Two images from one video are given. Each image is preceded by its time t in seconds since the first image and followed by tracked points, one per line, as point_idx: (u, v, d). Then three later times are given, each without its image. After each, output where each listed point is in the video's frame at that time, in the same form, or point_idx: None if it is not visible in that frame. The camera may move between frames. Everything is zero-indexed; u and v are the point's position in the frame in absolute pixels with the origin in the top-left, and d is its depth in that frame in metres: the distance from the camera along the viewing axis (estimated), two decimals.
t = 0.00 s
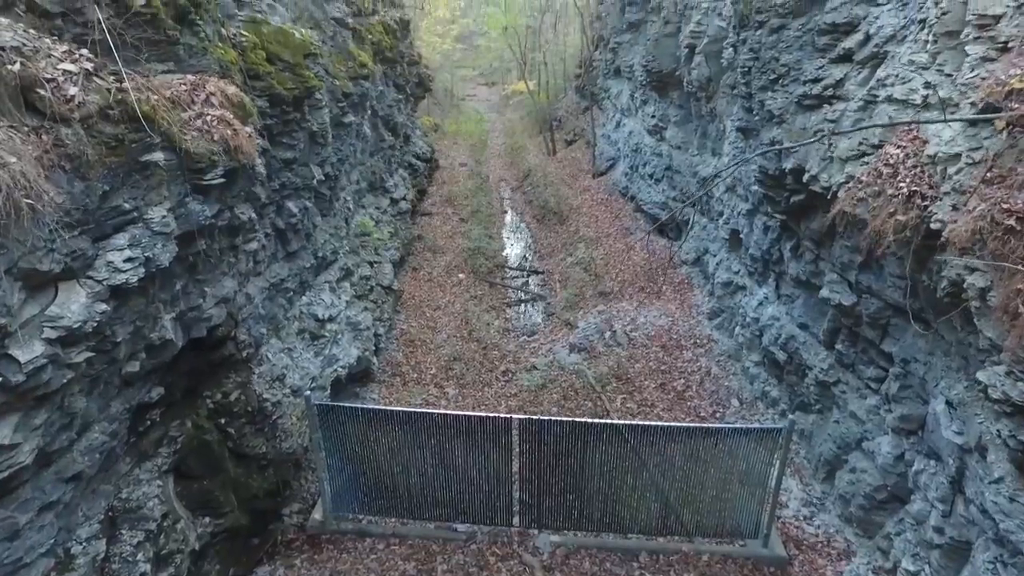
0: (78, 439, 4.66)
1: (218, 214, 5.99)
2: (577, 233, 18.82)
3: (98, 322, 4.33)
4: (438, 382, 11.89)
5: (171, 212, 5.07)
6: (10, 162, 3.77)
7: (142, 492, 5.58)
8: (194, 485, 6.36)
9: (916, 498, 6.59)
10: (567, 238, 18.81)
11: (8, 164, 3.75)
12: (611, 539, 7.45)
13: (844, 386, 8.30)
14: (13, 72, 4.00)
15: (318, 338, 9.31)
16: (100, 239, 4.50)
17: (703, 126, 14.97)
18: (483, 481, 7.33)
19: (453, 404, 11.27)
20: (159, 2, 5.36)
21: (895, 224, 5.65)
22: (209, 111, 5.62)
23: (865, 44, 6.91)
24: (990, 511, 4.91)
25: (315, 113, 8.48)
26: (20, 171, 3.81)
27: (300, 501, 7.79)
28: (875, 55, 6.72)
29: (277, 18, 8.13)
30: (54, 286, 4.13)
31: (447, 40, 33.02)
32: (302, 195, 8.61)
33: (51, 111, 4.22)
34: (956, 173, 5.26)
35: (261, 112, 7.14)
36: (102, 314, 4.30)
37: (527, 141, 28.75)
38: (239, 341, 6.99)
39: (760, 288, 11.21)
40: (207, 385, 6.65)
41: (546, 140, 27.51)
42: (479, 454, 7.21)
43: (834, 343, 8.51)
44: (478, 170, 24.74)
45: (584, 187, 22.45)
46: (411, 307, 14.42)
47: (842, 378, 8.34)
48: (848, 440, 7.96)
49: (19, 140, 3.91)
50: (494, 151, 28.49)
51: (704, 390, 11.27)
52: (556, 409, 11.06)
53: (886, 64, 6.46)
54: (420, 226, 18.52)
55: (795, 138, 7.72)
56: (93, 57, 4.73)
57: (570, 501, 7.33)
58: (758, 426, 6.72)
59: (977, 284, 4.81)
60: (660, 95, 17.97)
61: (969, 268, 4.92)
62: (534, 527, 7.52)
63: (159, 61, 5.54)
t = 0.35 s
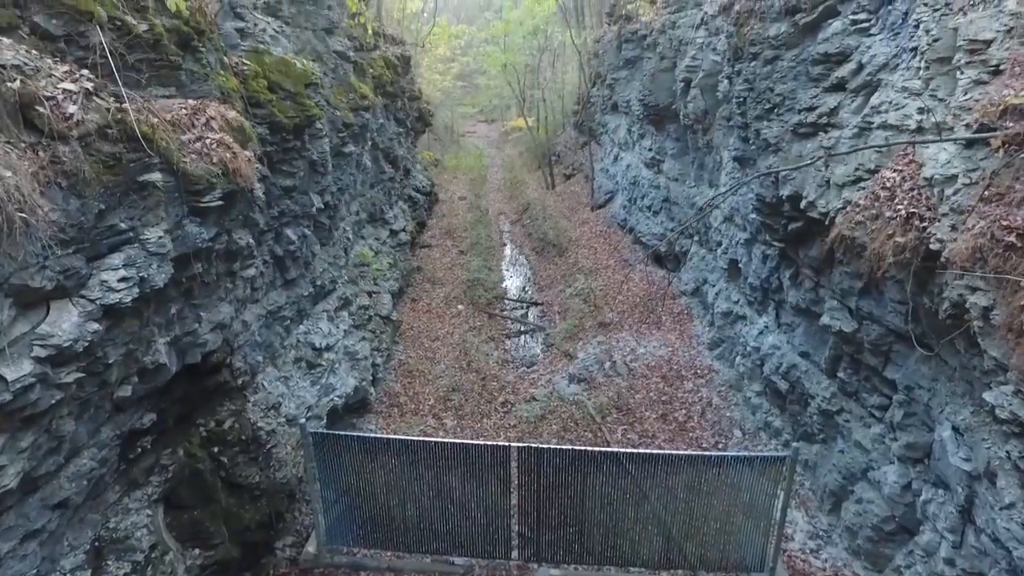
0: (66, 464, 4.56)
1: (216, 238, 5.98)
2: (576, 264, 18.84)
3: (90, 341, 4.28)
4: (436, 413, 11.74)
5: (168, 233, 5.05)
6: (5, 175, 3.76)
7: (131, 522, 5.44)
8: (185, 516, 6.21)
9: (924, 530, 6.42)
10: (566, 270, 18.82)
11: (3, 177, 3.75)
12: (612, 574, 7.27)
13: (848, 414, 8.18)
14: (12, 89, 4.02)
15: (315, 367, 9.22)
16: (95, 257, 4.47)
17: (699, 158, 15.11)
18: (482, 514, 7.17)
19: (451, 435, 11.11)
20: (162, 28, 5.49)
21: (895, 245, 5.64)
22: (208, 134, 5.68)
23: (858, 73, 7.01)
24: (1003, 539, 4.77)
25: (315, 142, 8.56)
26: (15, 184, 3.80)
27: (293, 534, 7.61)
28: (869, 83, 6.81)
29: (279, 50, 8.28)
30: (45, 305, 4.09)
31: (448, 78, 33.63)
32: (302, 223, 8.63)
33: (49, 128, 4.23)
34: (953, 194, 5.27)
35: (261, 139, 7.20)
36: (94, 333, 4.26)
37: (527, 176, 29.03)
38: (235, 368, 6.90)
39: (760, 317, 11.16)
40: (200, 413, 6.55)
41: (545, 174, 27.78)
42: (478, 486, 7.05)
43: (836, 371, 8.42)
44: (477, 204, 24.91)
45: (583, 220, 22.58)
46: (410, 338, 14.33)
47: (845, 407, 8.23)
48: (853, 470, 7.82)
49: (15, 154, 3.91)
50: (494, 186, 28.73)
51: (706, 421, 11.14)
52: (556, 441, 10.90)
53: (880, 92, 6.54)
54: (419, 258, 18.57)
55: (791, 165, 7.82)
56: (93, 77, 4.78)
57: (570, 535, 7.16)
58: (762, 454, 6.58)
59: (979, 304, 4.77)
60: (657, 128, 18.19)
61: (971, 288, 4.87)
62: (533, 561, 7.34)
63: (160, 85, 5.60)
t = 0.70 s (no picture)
0: (53, 488, 4.45)
1: (214, 260, 5.96)
2: (575, 295, 18.82)
3: (81, 361, 4.25)
4: (434, 445, 11.56)
5: (165, 253, 5.05)
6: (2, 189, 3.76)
7: (119, 551, 5.30)
8: (175, 546, 6.05)
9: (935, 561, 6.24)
10: (566, 301, 18.78)
11: None
12: None
13: (852, 443, 8.04)
14: (12, 105, 4.06)
15: (312, 396, 9.10)
16: (90, 276, 4.46)
17: (697, 189, 15.22)
18: (481, 547, 7.01)
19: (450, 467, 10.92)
20: (165, 52, 5.60)
21: (895, 266, 5.62)
22: (208, 156, 5.72)
23: (853, 100, 7.10)
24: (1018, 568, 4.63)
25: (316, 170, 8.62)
26: (11, 198, 3.79)
27: (287, 569, 7.34)
28: (863, 110, 6.89)
29: (282, 79, 8.41)
30: (38, 322, 4.05)
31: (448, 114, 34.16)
32: (301, 250, 8.62)
33: (48, 144, 4.25)
34: (952, 214, 5.27)
35: (261, 164, 7.25)
36: (86, 352, 4.22)
37: (526, 209, 29.24)
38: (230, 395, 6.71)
39: (761, 345, 11.09)
40: (194, 440, 6.44)
41: (544, 207, 27.97)
42: (478, 519, 6.89)
43: (839, 399, 8.31)
44: (477, 237, 25.01)
45: (583, 252, 22.65)
46: (408, 369, 14.21)
47: (850, 436, 8.10)
48: (860, 500, 7.65)
49: (12, 169, 3.91)
50: (494, 219, 28.92)
51: (709, 451, 10.97)
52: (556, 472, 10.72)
53: (875, 118, 6.61)
54: (419, 290, 18.56)
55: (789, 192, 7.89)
56: (94, 95, 4.84)
57: (571, 568, 6.98)
58: (768, 483, 6.45)
59: (982, 323, 4.73)
60: (655, 160, 18.37)
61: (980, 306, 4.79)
62: None
63: (162, 107, 5.66)
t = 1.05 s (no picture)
0: (38, 514, 4.33)
1: (211, 282, 5.93)
2: (575, 327, 18.75)
3: (71, 379, 4.18)
4: (432, 477, 11.35)
5: (161, 271, 5.03)
6: None
7: None
8: None
9: None
10: (565, 332, 18.69)
11: None
12: None
13: (858, 472, 7.89)
14: (10, 117, 4.09)
15: (308, 425, 8.96)
16: (84, 292, 4.43)
17: (695, 220, 15.30)
18: None
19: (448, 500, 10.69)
20: (166, 75, 5.70)
21: (895, 286, 5.59)
22: (207, 177, 5.75)
23: (848, 126, 7.17)
24: None
25: (316, 197, 8.65)
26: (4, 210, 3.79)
27: None
28: (858, 135, 6.95)
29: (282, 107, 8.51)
30: (27, 338, 4.01)
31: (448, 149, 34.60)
32: (299, 276, 8.59)
33: (45, 158, 4.27)
34: (952, 232, 5.26)
35: (261, 189, 7.28)
36: (76, 370, 4.17)
37: (525, 242, 29.37)
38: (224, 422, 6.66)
39: (762, 374, 10.99)
40: (186, 468, 6.31)
41: (543, 240, 28.09)
42: (475, 552, 6.74)
43: (843, 427, 8.19)
44: (477, 269, 25.05)
45: (582, 284, 22.66)
46: (406, 400, 14.05)
47: (855, 464, 7.95)
48: (868, 531, 7.46)
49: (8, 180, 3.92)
50: (493, 252, 29.01)
51: (711, 483, 10.77)
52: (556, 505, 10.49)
53: (870, 143, 6.66)
54: (418, 321, 18.49)
55: (787, 218, 7.92)
56: (94, 113, 4.88)
57: None
58: (773, 513, 6.30)
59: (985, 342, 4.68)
60: (653, 192, 18.52)
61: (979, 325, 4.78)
62: None
63: (162, 128, 5.72)
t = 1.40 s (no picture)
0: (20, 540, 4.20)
1: (205, 304, 5.89)
2: (574, 359, 18.63)
3: (58, 398, 4.15)
4: (428, 510, 11.11)
5: (153, 291, 5.03)
6: None
7: None
8: None
9: None
10: (565, 364, 18.56)
11: None
12: None
13: (863, 503, 7.71)
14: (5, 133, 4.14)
15: (302, 455, 8.79)
16: (74, 311, 4.41)
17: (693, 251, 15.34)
18: None
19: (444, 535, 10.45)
20: (166, 98, 5.80)
21: (895, 307, 5.56)
22: (204, 199, 5.77)
23: (841, 153, 7.25)
24: None
25: (313, 225, 8.67)
26: None
27: None
28: (853, 161, 7.02)
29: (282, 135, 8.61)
30: (15, 356, 3.98)
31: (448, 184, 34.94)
32: (296, 303, 8.54)
33: (40, 173, 4.30)
34: (949, 252, 5.26)
35: (259, 215, 7.30)
36: (63, 389, 4.14)
37: (524, 275, 29.42)
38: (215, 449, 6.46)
39: (763, 405, 10.86)
40: (176, 497, 6.15)
41: (542, 274, 28.13)
42: None
43: (847, 456, 8.04)
44: (476, 302, 25.01)
45: (581, 317, 22.60)
46: (403, 432, 13.85)
47: (860, 495, 7.78)
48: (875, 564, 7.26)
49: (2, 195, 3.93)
50: (493, 285, 29.03)
51: (714, 516, 10.55)
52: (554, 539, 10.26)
53: (865, 168, 6.72)
54: (416, 353, 18.38)
55: (784, 243, 7.93)
56: (91, 132, 4.93)
57: None
58: (776, 547, 6.15)
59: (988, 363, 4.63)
60: (650, 224, 18.62)
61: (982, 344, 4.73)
62: None
63: (161, 150, 5.79)
